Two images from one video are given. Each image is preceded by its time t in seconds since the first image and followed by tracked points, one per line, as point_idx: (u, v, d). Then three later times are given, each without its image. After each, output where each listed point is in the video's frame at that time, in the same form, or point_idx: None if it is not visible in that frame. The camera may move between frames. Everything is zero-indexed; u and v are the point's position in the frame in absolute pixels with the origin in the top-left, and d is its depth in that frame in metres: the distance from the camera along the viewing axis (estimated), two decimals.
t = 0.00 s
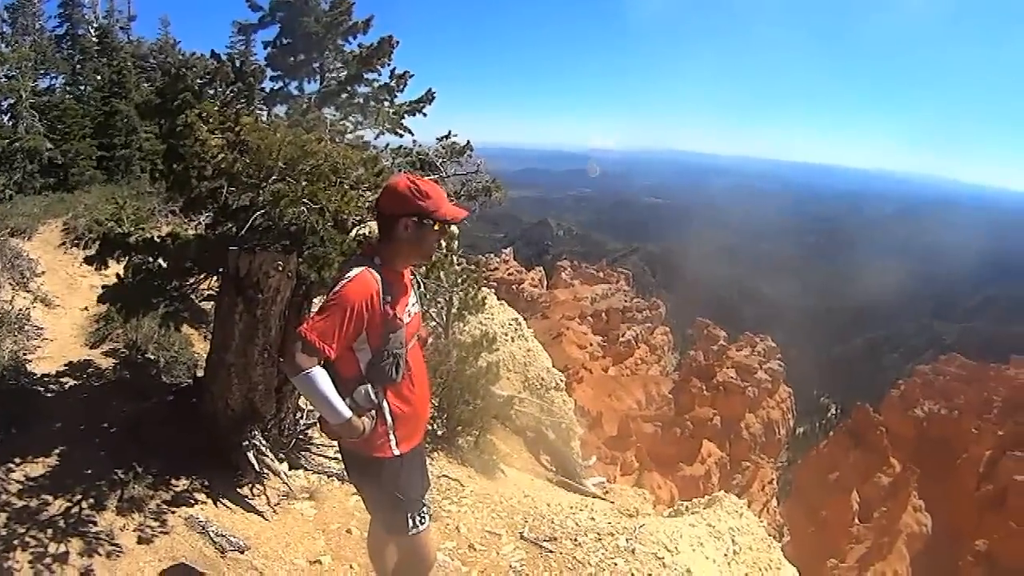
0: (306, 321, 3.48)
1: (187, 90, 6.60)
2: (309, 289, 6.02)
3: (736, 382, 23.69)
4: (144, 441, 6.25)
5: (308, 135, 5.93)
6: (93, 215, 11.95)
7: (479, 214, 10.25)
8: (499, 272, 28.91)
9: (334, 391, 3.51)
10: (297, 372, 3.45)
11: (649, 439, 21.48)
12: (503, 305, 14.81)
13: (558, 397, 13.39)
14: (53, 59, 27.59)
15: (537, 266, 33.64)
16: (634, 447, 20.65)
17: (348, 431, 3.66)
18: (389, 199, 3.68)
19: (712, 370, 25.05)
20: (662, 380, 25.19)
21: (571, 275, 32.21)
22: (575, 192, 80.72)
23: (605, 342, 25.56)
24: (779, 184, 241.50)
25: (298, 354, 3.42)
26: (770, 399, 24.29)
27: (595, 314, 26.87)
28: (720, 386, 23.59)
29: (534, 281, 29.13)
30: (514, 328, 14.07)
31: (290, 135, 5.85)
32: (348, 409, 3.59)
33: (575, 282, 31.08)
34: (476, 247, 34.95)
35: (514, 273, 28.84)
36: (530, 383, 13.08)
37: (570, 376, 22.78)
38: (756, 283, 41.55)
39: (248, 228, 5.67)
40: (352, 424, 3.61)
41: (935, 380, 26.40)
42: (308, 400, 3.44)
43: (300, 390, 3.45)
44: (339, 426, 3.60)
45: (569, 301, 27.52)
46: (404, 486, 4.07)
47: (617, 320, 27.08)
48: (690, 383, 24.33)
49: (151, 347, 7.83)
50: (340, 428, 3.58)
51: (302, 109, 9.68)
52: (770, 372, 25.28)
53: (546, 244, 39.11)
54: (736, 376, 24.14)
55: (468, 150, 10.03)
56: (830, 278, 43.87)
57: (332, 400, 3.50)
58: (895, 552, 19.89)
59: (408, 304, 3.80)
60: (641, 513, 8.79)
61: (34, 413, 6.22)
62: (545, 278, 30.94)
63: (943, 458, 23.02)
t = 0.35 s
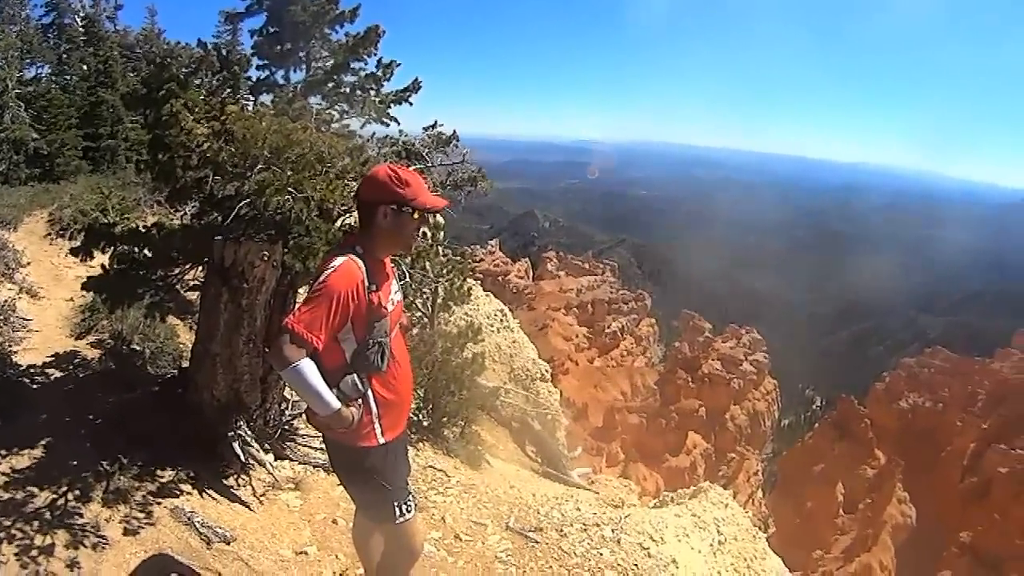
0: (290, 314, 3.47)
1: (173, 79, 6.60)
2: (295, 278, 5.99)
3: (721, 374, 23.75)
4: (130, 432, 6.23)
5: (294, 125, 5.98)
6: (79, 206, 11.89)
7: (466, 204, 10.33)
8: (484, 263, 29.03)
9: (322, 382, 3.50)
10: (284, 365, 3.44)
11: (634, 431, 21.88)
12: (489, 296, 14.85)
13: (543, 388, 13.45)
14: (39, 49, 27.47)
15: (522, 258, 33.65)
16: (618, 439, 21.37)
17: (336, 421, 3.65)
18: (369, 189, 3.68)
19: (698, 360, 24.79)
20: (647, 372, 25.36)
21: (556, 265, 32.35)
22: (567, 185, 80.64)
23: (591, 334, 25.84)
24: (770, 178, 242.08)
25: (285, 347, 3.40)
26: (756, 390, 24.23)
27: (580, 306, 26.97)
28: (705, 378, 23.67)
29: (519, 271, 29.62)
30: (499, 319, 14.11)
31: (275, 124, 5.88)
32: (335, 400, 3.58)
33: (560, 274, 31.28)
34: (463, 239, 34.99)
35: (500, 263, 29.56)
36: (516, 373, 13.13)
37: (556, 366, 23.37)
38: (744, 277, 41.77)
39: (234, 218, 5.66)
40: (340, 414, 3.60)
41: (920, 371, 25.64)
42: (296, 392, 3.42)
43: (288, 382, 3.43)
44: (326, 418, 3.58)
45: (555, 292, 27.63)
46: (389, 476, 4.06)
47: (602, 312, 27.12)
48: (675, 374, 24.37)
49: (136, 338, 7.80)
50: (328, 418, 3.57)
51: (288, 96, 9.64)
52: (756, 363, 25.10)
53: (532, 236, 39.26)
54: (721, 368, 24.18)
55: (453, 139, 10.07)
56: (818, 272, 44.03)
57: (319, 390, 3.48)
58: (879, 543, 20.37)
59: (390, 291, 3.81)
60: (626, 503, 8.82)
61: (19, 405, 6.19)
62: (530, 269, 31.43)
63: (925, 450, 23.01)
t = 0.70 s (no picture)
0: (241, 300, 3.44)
1: (130, 67, 6.60)
2: (251, 268, 5.86)
3: (682, 361, 25.22)
4: (89, 425, 6.13)
5: (249, 112, 5.99)
6: (38, 198, 11.69)
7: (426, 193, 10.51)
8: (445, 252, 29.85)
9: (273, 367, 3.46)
10: (235, 351, 3.40)
11: (595, 418, 23.21)
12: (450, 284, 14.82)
13: (504, 378, 13.60)
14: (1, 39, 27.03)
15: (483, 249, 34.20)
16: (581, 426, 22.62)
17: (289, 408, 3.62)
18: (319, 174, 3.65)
19: (659, 349, 26.29)
20: (608, 360, 26.69)
21: (518, 254, 33.16)
22: (537, 176, 80.85)
23: (552, 322, 27.19)
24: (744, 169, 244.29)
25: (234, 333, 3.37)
26: (717, 378, 25.62)
27: (541, 295, 28.21)
28: (667, 365, 25.09)
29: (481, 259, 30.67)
30: (460, 309, 14.11)
31: (230, 111, 5.86)
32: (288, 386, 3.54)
33: (521, 262, 32.09)
34: (433, 231, 34.98)
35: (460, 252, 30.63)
36: (476, 363, 13.25)
37: (518, 356, 24.47)
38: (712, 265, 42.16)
39: (190, 206, 5.58)
40: (292, 400, 3.56)
41: (880, 359, 26.37)
42: (246, 377, 3.38)
43: (239, 368, 3.40)
44: (279, 404, 3.55)
45: (515, 280, 28.69)
46: (343, 464, 4.03)
47: (563, 301, 28.33)
48: (636, 363, 25.88)
49: (95, 330, 7.67)
50: (281, 405, 3.53)
51: (245, 85, 9.64)
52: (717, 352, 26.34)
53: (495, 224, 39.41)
54: (682, 356, 25.60)
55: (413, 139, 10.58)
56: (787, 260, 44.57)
57: (270, 376, 3.44)
58: (840, 527, 20.83)
59: (342, 277, 3.78)
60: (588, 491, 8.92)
61: None
62: (491, 257, 32.24)
63: (886, 439, 23.56)
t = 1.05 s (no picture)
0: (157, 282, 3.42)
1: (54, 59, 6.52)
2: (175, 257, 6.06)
3: (618, 344, 27.74)
4: (19, 422, 5.97)
5: (171, 98, 5.90)
6: None
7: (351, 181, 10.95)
8: (379, 239, 32.21)
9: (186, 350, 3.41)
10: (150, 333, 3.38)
11: (532, 401, 25.25)
12: (380, 273, 16.39)
13: (435, 361, 15.29)
14: None
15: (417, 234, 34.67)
16: (516, 410, 24.48)
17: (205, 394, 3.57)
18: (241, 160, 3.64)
19: (594, 331, 29.01)
20: (543, 343, 28.64)
21: (450, 240, 34.51)
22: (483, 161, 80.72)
23: (487, 307, 29.25)
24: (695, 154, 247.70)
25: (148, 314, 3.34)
26: (652, 359, 28.32)
27: (476, 280, 30.29)
28: (601, 348, 27.56)
29: (414, 248, 32.81)
30: (392, 295, 15.78)
31: (152, 98, 5.80)
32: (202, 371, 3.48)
33: (454, 248, 33.83)
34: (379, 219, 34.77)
35: (393, 240, 32.79)
36: (409, 347, 14.79)
37: (454, 342, 26.50)
38: (656, 244, 42.56)
39: (114, 195, 5.46)
40: (206, 386, 3.51)
41: (814, 338, 27.59)
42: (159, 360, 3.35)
43: (153, 350, 3.37)
44: (194, 389, 3.50)
45: (449, 267, 30.89)
46: (266, 456, 3.94)
47: (497, 285, 30.46)
48: (571, 345, 28.34)
49: (26, 326, 7.34)
50: (195, 391, 3.48)
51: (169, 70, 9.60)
52: (649, 334, 29.63)
53: (428, 207, 38.63)
54: (617, 338, 28.34)
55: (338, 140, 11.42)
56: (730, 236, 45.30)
57: (183, 358, 3.39)
58: (778, 502, 21.58)
59: (263, 264, 3.73)
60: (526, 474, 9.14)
61: None
62: (426, 244, 34.27)
63: (820, 417, 24.50)
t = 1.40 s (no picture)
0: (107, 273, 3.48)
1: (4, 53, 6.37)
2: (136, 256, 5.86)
3: (580, 330, 27.66)
4: None
5: (122, 92, 5.91)
6: None
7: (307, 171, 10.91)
8: (338, 230, 31.99)
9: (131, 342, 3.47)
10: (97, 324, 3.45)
11: (495, 388, 25.25)
12: (339, 263, 16.40)
13: (396, 350, 15.33)
14: None
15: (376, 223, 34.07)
16: (481, 398, 24.38)
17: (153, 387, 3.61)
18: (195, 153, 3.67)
19: (556, 316, 28.99)
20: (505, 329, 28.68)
21: (410, 229, 33.93)
22: (445, 150, 80.23)
23: (448, 295, 29.03)
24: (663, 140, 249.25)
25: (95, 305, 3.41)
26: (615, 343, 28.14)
27: (436, 268, 29.83)
28: (564, 334, 27.42)
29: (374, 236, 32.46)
30: (353, 286, 15.83)
31: (104, 92, 5.79)
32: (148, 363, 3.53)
33: (413, 236, 33.36)
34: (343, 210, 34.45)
35: (352, 228, 32.51)
36: (372, 337, 14.81)
37: (416, 330, 26.15)
38: (621, 229, 42.68)
39: (68, 192, 5.41)
40: (152, 379, 3.55)
41: (775, 319, 28.08)
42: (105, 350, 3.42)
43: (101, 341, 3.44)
44: (140, 382, 3.54)
45: (409, 255, 30.37)
46: (220, 450, 3.95)
47: (457, 273, 30.02)
48: (534, 331, 28.15)
49: None
50: (142, 382, 3.53)
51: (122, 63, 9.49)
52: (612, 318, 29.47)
53: (386, 196, 37.87)
54: (580, 324, 28.22)
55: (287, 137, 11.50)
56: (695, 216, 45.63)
57: (127, 350, 3.46)
58: (746, 481, 21.96)
59: (217, 258, 3.75)
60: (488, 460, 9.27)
61: None
62: (385, 232, 33.58)
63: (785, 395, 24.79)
